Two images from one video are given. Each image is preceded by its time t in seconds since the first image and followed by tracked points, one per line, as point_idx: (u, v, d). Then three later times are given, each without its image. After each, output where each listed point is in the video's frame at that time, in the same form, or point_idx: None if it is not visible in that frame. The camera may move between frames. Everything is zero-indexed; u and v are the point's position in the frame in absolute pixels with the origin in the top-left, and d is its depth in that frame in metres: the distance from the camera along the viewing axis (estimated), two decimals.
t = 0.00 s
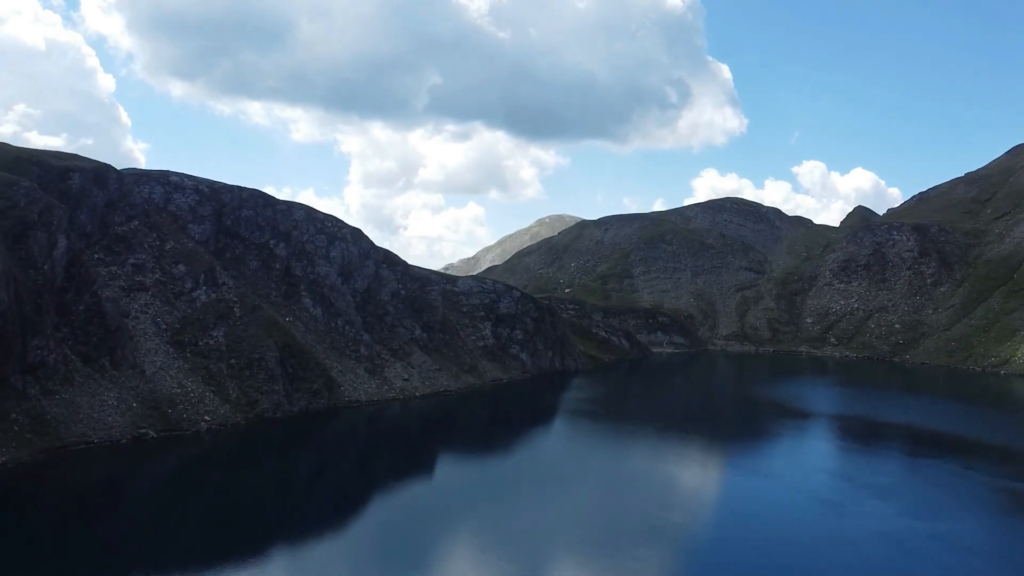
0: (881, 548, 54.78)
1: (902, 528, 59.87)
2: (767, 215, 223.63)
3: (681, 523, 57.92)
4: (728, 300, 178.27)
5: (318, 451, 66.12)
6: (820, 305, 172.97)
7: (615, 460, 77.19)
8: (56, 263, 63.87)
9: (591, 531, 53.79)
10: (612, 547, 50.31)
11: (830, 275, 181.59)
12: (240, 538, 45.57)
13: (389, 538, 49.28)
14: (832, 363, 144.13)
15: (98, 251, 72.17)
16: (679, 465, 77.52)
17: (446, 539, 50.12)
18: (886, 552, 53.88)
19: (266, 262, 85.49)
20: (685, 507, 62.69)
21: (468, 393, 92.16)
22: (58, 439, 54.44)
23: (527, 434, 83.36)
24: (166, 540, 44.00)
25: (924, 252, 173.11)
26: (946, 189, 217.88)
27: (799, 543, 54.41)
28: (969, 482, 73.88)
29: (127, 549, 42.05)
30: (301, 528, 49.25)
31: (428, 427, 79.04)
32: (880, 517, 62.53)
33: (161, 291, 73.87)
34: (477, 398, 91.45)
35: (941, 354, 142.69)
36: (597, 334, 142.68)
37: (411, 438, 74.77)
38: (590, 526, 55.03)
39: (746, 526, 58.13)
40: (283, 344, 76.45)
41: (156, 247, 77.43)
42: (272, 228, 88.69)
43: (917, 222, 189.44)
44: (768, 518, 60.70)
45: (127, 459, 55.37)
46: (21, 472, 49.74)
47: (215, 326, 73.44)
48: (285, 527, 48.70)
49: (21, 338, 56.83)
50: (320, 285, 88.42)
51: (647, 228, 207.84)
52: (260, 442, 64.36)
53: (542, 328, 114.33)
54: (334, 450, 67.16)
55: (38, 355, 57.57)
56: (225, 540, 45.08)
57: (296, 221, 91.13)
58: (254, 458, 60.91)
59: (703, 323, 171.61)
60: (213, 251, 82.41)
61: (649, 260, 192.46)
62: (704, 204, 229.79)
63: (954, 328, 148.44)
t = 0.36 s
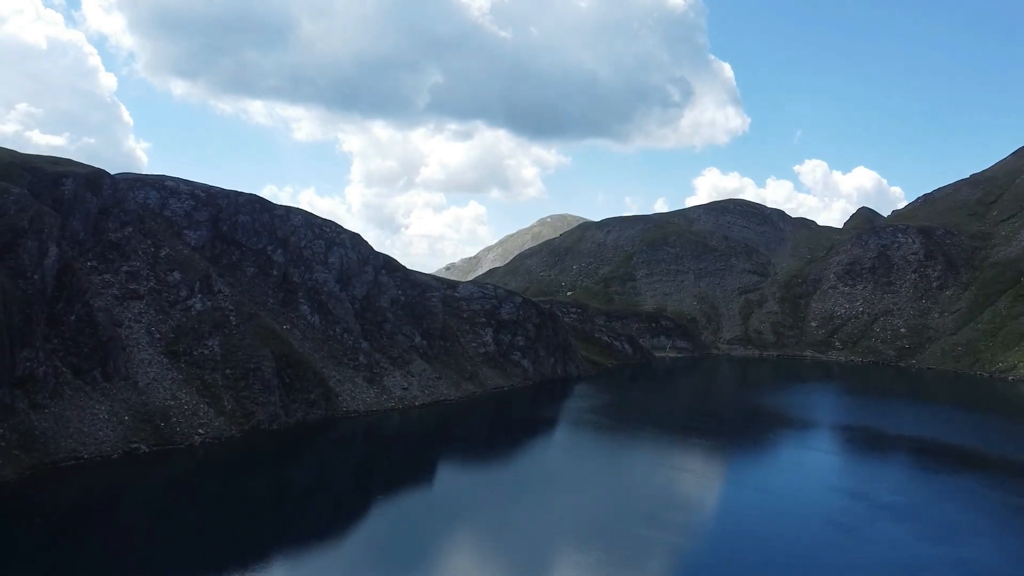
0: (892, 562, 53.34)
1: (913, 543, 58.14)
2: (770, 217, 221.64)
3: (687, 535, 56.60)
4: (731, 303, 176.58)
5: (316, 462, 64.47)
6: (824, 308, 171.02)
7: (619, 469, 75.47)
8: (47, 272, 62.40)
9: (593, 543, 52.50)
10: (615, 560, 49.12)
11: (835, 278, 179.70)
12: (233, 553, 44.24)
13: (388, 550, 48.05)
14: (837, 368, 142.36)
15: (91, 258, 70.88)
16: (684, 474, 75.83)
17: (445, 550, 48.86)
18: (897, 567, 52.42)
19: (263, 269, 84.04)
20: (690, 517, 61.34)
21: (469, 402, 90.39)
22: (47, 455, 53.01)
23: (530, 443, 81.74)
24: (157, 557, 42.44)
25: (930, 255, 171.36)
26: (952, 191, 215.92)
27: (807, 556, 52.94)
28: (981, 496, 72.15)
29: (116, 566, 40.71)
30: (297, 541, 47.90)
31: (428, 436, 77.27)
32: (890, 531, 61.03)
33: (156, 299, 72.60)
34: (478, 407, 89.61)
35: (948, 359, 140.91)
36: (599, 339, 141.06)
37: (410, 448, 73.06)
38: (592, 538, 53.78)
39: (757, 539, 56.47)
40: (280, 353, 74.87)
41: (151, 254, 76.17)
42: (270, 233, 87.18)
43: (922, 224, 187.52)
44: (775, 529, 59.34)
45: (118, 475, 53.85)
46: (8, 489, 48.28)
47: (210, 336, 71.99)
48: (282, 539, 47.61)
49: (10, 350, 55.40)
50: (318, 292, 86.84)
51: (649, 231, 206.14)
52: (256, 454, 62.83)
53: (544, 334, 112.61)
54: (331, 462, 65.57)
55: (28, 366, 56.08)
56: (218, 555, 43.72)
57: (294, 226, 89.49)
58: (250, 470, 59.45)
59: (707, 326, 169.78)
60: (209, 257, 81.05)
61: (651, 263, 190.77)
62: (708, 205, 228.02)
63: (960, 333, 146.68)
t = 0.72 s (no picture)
0: None
1: (924, 561, 56.71)
2: (774, 218, 219.85)
3: (692, 549, 55.30)
4: (734, 306, 174.99)
5: (313, 474, 62.88)
6: (828, 313, 169.29)
7: (621, 480, 73.92)
8: (38, 281, 60.92)
9: (597, 559, 51.39)
10: None
11: (839, 281, 177.96)
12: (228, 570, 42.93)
13: (387, 565, 47.01)
14: (841, 374, 140.78)
15: (83, 266, 69.54)
16: (688, 486, 74.24)
17: (445, 565, 47.72)
18: None
19: (260, 276, 82.63)
20: (695, 531, 59.99)
21: (469, 411, 88.73)
22: (35, 472, 51.60)
23: (531, 451, 80.10)
24: None
25: (935, 259, 169.78)
26: (957, 193, 213.87)
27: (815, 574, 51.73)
28: (991, 514, 70.59)
29: None
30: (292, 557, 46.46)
31: (427, 447, 75.58)
32: (900, 548, 59.59)
33: (150, 308, 71.26)
34: (478, 416, 87.95)
35: (954, 365, 139.33)
36: (601, 344, 139.53)
37: (409, 459, 71.47)
38: (595, 553, 52.67)
39: (763, 555, 54.97)
40: (276, 363, 73.34)
41: (146, 261, 74.86)
42: (267, 240, 85.66)
43: (927, 227, 185.71)
44: (782, 544, 58.03)
45: (108, 491, 52.42)
46: None
47: (205, 345, 70.58)
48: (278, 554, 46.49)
49: None
50: (316, 299, 85.38)
51: (651, 233, 204.52)
52: (252, 466, 61.42)
53: (546, 341, 111.01)
54: (329, 473, 64.06)
55: (18, 379, 54.66)
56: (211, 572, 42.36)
57: (292, 232, 87.97)
58: (245, 484, 58.00)
59: (710, 331, 168.09)
60: (205, 264, 79.67)
61: (653, 266, 189.22)
62: (711, 207, 226.25)
63: (966, 338, 145.04)
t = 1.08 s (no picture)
0: None
1: None
2: (776, 222, 218.31)
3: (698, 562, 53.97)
4: (738, 311, 173.46)
5: (310, 487, 61.42)
6: (832, 317, 167.67)
7: (624, 490, 72.59)
8: (29, 291, 59.66)
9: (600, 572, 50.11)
10: None
11: (842, 286, 176.44)
12: None
13: None
14: (845, 381, 139.22)
15: (77, 275, 68.44)
16: (690, 497, 72.84)
17: None
18: None
19: (257, 283, 81.34)
20: (701, 544, 58.62)
21: (470, 421, 87.12)
22: (24, 488, 50.26)
23: (533, 460, 78.70)
24: None
25: (940, 263, 168.33)
26: (960, 197, 212.27)
27: None
28: (1003, 529, 68.99)
29: None
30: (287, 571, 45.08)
31: (427, 457, 74.01)
32: (909, 562, 58.23)
33: (144, 317, 70.03)
34: (479, 426, 86.27)
35: (959, 371, 137.89)
36: (603, 350, 138.03)
37: (408, 470, 69.89)
38: (599, 565, 51.42)
39: (771, 570, 53.63)
40: (273, 374, 71.89)
41: (140, 270, 73.66)
42: (264, 246, 84.37)
43: (932, 231, 184.20)
44: (789, 557, 56.64)
45: (99, 506, 51.02)
46: None
47: (200, 356, 69.21)
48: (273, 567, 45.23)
49: None
50: (314, 307, 83.94)
51: (653, 237, 203.01)
52: (248, 480, 60.01)
53: (547, 348, 109.54)
54: (326, 485, 62.55)
55: (7, 393, 53.36)
56: None
57: (289, 239, 86.63)
58: (240, 497, 56.60)
59: (713, 335, 166.45)
60: (201, 272, 78.38)
61: (656, 270, 187.75)
62: (714, 210, 224.66)
63: (972, 343, 143.55)
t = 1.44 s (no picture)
0: None
1: None
2: (778, 225, 216.78)
3: None
4: (740, 316, 171.97)
5: (305, 503, 59.77)
6: (835, 323, 166.20)
7: (628, 502, 70.94)
8: (17, 304, 58.21)
9: None
10: None
11: (845, 290, 174.92)
12: None
13: None
14: (849, 388, 137.80)
15: (67, 285, 67.03)
16: (697, 509, 71.22)
17: None
18: None
19: (252, 292, 79.88)
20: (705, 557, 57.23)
21: (469, 432, 85.45)
22: (9, 509, 48.80)
23: (535, 471, 77.11)
24: None
25: (943, 268, 166.90)
26: (963, 200, 210.73)
27: None
28: (1014, 543, 67.56)
29: None
30: None
31: (426, 470, 72.39)
32: None
33: (136, 329, 68.58)
34: (478, 437, 84.41)
35: (964, 377, 136.48)
36: (604, 357, 136.49)
37: (407, 483, 68.29)
38: None
39: None
40: (268, 386, 70.35)
41: (133, 280, 72.25)
42: (260, 255, 82.90)
43: (935, 235, 182.66)
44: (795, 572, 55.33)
45: (87, 526, 49.54)
46: None
47: (193, 368, 67.73)
48: None
49: None
50: (311, 316, 82.40)
51: (654, 241, 201.44)
52: (242, 496, 58.50)
53: (547, 357, 108.00)
54: (323, 500, 61.01)
55: None
56: None
57: (285, 247, 85.15)
58: (234, 514, 55.13)
59: (714, 341, 164.86)
60: (195, 282, 76.94)
61: (657, 275, 186.18)
62: (716, 214, 223.10)
63: (977, 349, 142.08)
